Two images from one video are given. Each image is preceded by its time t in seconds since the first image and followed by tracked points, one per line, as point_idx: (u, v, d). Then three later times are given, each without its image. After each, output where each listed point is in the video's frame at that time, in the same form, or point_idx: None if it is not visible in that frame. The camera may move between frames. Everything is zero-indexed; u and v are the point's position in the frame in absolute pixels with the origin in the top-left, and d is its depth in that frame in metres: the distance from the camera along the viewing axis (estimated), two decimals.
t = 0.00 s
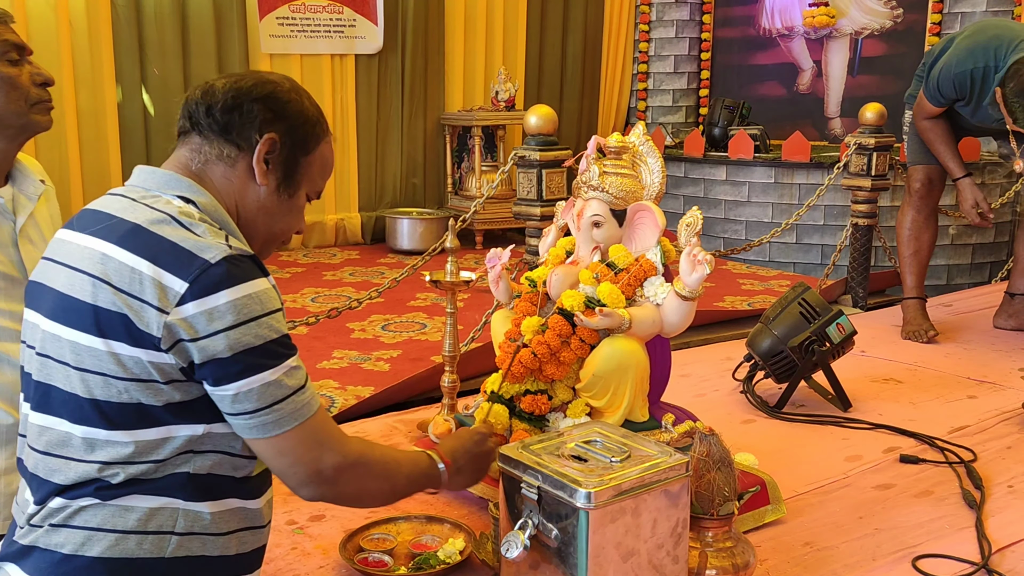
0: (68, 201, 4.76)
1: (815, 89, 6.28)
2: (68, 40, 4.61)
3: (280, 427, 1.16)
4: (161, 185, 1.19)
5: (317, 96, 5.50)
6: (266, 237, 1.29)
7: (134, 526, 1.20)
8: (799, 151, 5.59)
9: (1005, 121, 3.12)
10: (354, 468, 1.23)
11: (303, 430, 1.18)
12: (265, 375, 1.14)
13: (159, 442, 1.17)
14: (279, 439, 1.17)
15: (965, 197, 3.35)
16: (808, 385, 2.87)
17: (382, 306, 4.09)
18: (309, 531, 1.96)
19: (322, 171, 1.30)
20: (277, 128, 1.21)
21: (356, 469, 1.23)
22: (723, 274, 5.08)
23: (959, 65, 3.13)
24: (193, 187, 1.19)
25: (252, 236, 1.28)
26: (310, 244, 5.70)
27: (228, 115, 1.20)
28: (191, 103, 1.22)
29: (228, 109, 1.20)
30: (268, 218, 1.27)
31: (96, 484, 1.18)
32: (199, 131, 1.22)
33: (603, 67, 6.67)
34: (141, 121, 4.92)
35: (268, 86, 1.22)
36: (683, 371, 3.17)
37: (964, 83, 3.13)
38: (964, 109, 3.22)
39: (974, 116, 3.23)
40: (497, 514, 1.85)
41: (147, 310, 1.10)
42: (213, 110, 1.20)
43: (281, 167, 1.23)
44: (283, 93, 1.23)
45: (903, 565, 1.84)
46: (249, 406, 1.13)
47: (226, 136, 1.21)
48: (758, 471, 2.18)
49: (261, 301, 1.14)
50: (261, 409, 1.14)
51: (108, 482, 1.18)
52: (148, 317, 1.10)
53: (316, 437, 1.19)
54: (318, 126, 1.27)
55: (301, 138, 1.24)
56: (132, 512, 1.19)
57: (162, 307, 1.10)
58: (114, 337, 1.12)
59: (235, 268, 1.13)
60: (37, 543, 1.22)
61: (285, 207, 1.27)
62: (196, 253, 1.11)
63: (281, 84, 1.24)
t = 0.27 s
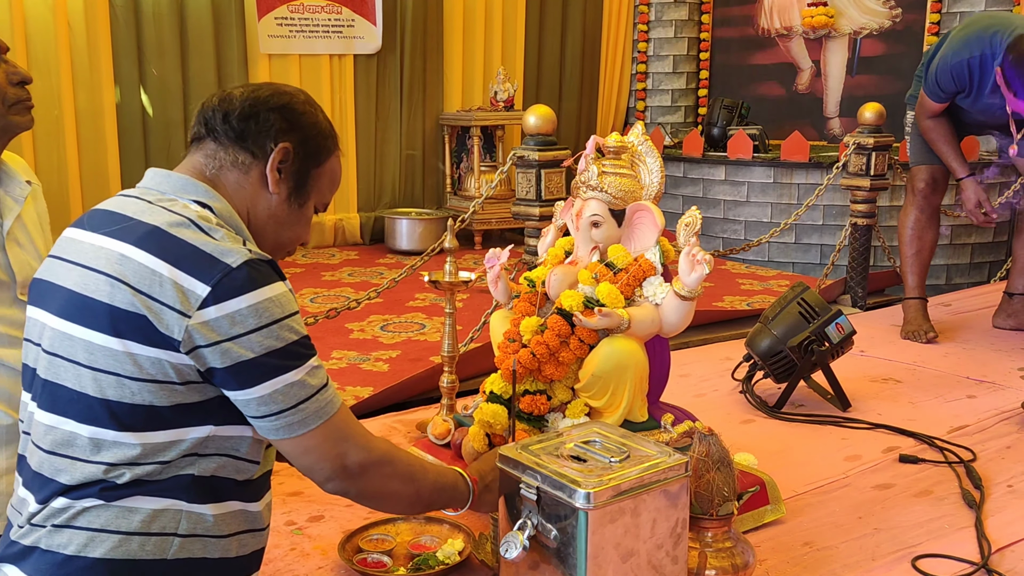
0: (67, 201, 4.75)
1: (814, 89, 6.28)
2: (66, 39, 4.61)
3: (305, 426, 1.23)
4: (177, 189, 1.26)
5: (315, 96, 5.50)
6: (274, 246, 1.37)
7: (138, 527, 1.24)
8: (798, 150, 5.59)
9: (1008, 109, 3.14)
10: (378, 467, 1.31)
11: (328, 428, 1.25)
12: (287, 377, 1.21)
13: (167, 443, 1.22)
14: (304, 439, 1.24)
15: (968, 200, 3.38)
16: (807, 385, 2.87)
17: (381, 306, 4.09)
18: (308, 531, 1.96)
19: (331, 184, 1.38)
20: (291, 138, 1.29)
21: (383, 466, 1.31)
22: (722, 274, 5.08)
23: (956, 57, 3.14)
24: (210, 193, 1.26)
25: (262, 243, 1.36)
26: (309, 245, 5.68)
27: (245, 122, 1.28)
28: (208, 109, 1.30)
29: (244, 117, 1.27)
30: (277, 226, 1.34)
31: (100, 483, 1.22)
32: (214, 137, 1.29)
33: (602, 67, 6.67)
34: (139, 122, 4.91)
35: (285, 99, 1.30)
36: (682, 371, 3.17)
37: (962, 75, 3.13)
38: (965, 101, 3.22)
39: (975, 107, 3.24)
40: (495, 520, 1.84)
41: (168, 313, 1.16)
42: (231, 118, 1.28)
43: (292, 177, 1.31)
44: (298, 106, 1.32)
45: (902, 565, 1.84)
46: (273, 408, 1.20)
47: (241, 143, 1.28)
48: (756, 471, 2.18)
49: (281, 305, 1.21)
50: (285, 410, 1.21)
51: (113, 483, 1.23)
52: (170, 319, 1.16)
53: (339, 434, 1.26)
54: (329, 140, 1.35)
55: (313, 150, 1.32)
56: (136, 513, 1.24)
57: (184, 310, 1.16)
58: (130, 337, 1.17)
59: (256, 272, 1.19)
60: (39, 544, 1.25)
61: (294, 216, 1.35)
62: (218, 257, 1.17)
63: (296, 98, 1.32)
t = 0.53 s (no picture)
0: (65, 201, 4.75)
1: (813, 89, 6.28)
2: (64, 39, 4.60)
3: (310, 430, 1.23)
4: (186, 190, 1.26)
5: (315, 96, 5.49)
6: (279, 250, 1.37)
7: (142, 528, 1.24)
8: (798, 150, 5.58)
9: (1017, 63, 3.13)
10: (380, 472, 1.30)
11: (332, 431, 1.25)
12: (293, 380, 1.21)
13: (174, 444, 1.22)
14: (308, 442, 1.23)
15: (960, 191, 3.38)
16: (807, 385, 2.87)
17: (380, 307, 4.09)
18: (308, 532, 1.96)
19: (338, 192, 1.38)
20: (301, 144, 1.29)
21: (385, 471, 1.31)
22: (722, 274, 5.08)
23: (951, 23, 3.16)
24: (219, 196, 1.26)
25: (267, 247, 1.36)
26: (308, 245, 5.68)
27: (255, 127, 1.27)
28: (219, 113, 1.30)
29: (255, 122, 1.27)
30: (283, 231, 1.34)
31: (106, 484, 1.22)
32: (224, 141, 1.29)
33: (601, 67, 6.66)
34: (138, 123, 4.91)
35: (295, 105, 1.30)
36: (682, 372, 3.16)
37: (962, 40, 3.14)
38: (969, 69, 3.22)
39: (979, 71, 3.22)
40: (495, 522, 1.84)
41: (178, 314, 1.16)
42: (242, 122, 1.28)
43: (301, 182, 1.31)
44: (308, 113, 1.32)
45: (902, 566, 1.83)
46: (279, 410, 1.20)
47: (251, 147, 1.28)
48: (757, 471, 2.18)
49: (289, 308, 1.21)
50: (291, 413, 1.21)
51: (119, 484, 1.22)
52: (179, 320, 1.16)
53: (343, 439, 1.26)
54: (337, 147, 1.35)
55: (322, 157, 1.32)
56: (141, 514, 1.23)
57: (194, 311, 1.16)
58: (139, 338, 1.16)
59: (265, 275, 1.19)
60: (43, 545, 1.25)
61: (301, 221, 1.34)
62: (229, 259, 1.17)
63: (306, 104, 1.32)
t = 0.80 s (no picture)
0: (62, 202, 4.73)
1: (812, 90, 6.28)
2: (61, 40, 4.59)
3: (308, 433, 1.21)
4: (187, 192, 1.25)
5: (313, 96, 5.48)
6: (280, 253, 1.36)
7: (140, 531, 1.22)
8: (797, 151, 5.57)
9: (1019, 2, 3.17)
10: (379, 477, 1.29)
11: (331, 435, 1.24)
12: (292, 382, 1.20)
13: (173, 447, 1.20)
14: (307, 445, 1.22)
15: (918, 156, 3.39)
16: (808, 386, 2.86)
17: (379, 308, 4.07)
18: (306, 535, 1.94)
19: (340, 196, 1.37)
20: (304, 147, 1.28)
21: (383, 475, 1.29)
22: (721, 274, 5.07)
23: None
24: (219, 197, 1.25)
25: (269, 250, 1.34)
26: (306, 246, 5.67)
27: (259, 129, 1.26)
28: (222, 115, 1.28)
29: (259, 124, 1.26)
30: (285, 234, 1.33)
31: (104, 487, 1.21)
32: (227, 143, 1.28)
33: (600, 67, 6.65)
34: (135, 124, 4.89)
35: (299, 108, 1.29)
36: (681, 373, 3.15)
37: None
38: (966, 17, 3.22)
39: (977, 24, 3.23)
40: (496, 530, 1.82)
41: (177, 315, 1.14)
42: (245, 124, 1.26)
43: (303, 185, 1.30)
44: (312, 116, 1.31)
45: (903, 568, 1.82)
46: (279, 413, 1.19)
47: (254, 149, 1.27)
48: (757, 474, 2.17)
49: (289, 310, 1.20)
50: (290, 416, 1.19)
51: (117, 487, 1.21)
52: (178, 321, 1.14)
53: (342, 442, 1.25)
54: (339, 150, 1.34)
55: (325, 160, 1.31)
56: (139, 518, 1.22)
57: (194, 312, 1.14)
58: (138, 339, 1.15)
59: (265, 276, 1.18)
60: (40, 548, 1.24)
61: (303, 225, 1.33)
62: (229, 260, 1.16)
63: (309, 107, 1.31)
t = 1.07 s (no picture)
0: (59, 203, 4.71)
1: (812, 91, 6.27)
2: (59, 41, 4.58)
3: (304, 438, 1.21)
4: (185, 194, 1.24)
5: (312, 97, 5.48)
6: (279, 256, 1.35)
7: (139, 535, 1.21)
8: (796, 152, 5.56)
9: None
10: (375, 482, 1.28)
11: (327, 440, 1.23)
12: (288, 387, 1.19)
13: (171, 451, 1.19)
14: (303, 450, 1.21)
15: (875, 125, 3.40)
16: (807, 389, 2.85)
17: (377, 310, 4.06)
18: (303, 539, 1.94)
19: (339, 199, 1.37)
20: (304, 149, 1.27)
21: (379, 480, 1.28)
22: (720, 276, 5.06)
23: None
24: (217, 199, 1.24)
25: (267, 253, 1.33)
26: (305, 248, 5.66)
27: (259, 131, 1.26)
28: (222, 117, 1.28)
29: (259, 126, 1.25)
30: (284, 237, 1.32)
31: (101, 491, 1.20)
32: (227, 145, 1.27)
33: (599, 68, 6.65)
34: (133, 126, 4.88)
35: (300, 111, 1.28)
36: (681, 375, 3.14)
37: None
38: None
39: None
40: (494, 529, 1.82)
41: (174, 317, 1.14)
42: (246, 126, 1.26)
43: (303, 188, 1.29)
44: (312, 119, 1.30)
45: (904, 572, 1.81)
46: (274, 417, 1.18)
47: (255, 151, 1.26)
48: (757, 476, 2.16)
49: (286, 313, 1.19)
50: (285, 420, 1.19)
51: (115, 491, 1.20)
52: (175, 323, 1.14)
53: (337, 448, 1.24)
54: (339, 154, 1.33)
55: (325, 163, 1.30)
56: (137, 522, 1.21)
57: (190, 314, 1.14)
58: (135, 341, 1.14)
59: (263, 279, 1.17)
60: (38, 553, 1.23)
61: (302, 228, 1.32)
62: (227, 262, 1.15)
63: (309, 110, 1.30)
